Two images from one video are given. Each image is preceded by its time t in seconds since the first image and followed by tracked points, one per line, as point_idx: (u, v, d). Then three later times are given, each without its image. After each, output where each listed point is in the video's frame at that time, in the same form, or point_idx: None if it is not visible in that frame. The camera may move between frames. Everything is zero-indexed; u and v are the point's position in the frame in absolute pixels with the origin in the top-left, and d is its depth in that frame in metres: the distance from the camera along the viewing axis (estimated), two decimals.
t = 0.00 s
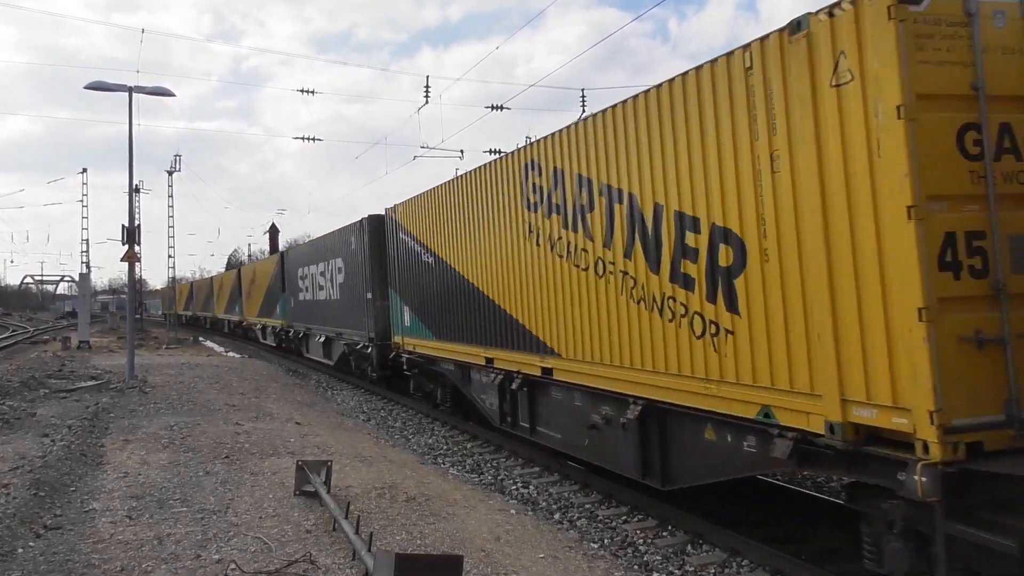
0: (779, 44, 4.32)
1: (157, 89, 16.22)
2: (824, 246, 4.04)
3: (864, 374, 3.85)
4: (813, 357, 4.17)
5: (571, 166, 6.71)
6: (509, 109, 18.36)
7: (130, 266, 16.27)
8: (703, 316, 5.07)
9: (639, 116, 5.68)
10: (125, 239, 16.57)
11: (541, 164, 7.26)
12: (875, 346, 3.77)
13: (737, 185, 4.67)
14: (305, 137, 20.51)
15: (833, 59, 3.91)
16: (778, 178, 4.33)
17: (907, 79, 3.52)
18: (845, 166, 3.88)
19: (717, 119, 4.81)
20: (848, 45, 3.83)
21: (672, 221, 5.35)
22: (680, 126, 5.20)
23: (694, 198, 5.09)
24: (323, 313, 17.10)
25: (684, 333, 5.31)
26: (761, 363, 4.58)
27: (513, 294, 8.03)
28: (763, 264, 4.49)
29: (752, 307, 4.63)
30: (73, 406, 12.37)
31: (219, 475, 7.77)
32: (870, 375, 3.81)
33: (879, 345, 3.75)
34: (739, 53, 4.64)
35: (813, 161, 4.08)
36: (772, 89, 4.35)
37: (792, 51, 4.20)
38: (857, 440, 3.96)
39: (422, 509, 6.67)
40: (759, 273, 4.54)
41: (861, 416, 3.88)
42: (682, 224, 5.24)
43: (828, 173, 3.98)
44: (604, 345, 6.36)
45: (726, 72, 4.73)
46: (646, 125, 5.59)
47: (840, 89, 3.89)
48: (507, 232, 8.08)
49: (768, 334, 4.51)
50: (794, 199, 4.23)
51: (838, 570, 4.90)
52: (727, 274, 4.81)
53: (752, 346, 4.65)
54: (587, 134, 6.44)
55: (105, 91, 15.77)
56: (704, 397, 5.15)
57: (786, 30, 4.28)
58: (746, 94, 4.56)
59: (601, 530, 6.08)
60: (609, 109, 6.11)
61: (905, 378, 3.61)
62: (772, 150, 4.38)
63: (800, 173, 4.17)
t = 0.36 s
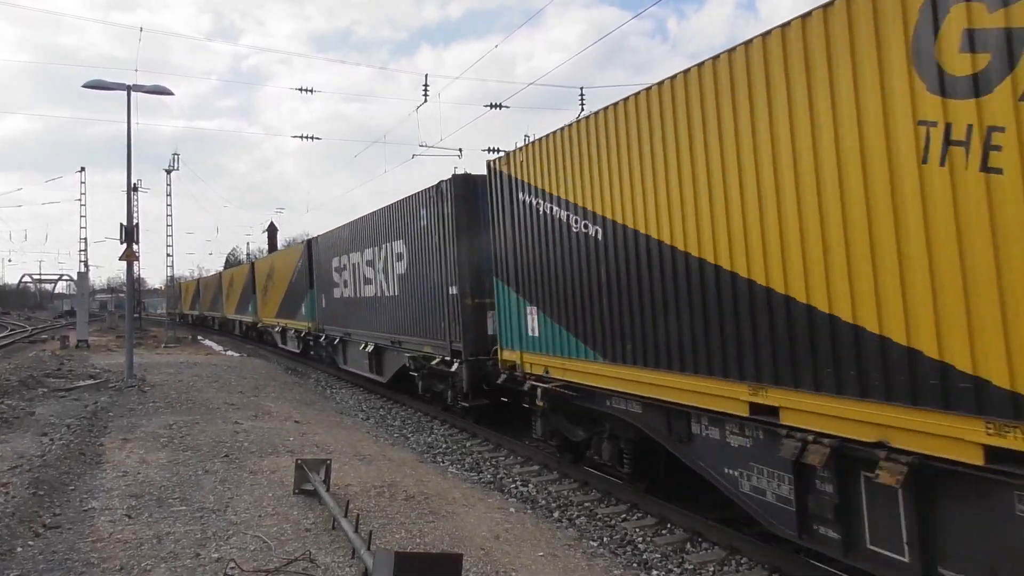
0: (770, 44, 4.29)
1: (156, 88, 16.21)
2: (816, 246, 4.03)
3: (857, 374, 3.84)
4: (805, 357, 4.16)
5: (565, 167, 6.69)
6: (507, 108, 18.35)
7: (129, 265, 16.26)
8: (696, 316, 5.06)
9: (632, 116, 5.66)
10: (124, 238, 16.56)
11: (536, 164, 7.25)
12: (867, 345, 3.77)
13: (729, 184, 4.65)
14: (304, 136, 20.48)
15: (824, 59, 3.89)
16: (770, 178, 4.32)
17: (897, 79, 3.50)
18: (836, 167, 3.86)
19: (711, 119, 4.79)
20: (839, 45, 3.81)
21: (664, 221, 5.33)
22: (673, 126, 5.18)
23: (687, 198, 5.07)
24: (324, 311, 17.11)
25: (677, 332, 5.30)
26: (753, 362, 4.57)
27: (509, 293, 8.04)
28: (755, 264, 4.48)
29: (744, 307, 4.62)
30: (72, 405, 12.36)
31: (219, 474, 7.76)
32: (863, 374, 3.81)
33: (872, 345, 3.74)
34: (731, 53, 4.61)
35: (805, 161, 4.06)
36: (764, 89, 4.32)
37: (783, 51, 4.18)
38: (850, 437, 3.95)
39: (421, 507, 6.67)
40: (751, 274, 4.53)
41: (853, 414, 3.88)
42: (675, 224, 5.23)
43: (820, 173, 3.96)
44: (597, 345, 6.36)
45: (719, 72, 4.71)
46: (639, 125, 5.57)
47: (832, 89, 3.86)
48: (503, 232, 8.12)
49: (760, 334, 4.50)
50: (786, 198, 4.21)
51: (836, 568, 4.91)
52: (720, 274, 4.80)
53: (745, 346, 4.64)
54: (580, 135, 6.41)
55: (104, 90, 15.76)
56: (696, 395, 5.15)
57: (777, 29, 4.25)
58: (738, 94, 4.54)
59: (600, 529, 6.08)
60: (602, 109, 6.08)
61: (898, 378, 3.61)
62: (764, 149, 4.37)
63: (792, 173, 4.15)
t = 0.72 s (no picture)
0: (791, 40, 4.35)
1: (156, 85, 16.20)
2: (835, 243, 4.08)
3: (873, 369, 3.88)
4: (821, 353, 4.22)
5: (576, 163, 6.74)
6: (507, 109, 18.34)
7: (128, 262, 16.24)
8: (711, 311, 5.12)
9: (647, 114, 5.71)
10: (122, 235, 16.54)
11: (544, 161, 7.29)
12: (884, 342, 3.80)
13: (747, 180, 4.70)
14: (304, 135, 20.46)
15: (844, 55, 3.95)
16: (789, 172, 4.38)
17: (910, 79, 3.58)
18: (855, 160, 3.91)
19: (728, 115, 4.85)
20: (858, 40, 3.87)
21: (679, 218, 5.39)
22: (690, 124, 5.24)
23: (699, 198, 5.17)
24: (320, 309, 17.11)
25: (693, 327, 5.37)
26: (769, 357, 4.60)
27: (513, 291, 8.06)
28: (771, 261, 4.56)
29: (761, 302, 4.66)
30: (70, 402, 12.35)
31: (216, 472, 7.76)
32: (877, 370, 3.84)
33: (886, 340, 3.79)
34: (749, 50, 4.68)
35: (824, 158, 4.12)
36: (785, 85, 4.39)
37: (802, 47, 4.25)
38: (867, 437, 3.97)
39: (419, 506, 6.67)
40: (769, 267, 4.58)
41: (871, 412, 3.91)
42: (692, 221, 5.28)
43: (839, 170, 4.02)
44: (607, 342, 6.41)
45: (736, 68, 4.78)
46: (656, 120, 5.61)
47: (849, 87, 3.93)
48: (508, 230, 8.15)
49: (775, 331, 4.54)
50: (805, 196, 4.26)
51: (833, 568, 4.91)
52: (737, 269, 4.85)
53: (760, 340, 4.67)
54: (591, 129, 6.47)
55: (104, 87, 15.74)
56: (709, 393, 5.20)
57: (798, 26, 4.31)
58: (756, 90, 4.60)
59: (597, 528, 6.08)
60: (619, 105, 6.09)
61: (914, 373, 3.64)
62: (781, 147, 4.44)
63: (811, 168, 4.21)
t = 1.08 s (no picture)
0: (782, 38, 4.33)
1: (153, 86, 16.18)
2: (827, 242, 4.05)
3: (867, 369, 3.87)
4: (814, 353, 4.19)
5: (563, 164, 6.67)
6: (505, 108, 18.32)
7: (126, 263, 16.23)
8: (699, 312, 5.07)
9: (636, 113, 5.65)
10: (120, 236, 16.54)
11: (532, 161, 7.23)
12: (879, 341, 3.80)
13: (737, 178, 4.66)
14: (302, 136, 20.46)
15: (838, 54, 3.94)
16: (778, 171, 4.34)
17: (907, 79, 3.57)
18: (848, 159, 3.89)
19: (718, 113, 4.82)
20: (853, 39, 3.86)
21: (665, 218, 5.32)
22: (678, 122, 5.19)
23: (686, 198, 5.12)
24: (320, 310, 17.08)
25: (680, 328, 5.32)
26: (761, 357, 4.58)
27: (502, 292, 7.97)
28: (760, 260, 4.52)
29: (752, 302, 4.63)
30: (68, 404, 12.33)
31: (214, 473, 7.75)
32: (872, 369, 3.85)
33: (882, 339, 3.78)
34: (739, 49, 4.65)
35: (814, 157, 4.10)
36: (775, 83, 4.36)
37: (794, 45, 4.23)
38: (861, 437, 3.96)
39: (417, 506, 6.68)
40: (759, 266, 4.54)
41: (867, 412, 3.90)
42: (679, 220, 5.22)
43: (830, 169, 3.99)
44: (596, 343, 6.33)
45: (727, 66, 4.75)
46: (643, 119, 5.55)
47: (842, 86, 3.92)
48: (496, 231, 8.07)
49: (768, 331, 4.51)
50: (795, 195, 4.23)
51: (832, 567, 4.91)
52: (726, 269, 4.80)
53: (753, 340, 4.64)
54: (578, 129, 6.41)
55: (102, 88, 15.73)
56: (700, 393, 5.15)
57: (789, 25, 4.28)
58: (747, 89, 4.58)
59: (596, 528, 6.09)
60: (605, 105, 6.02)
61: (911, 372, 3.64)
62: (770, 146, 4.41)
63: (802, 166, 4.18)
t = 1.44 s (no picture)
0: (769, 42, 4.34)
1: (152, 87, 16.19)
2: (813, 244, 4.08)
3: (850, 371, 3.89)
4: (799, 355, 4.22)
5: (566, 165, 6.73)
6: (505, 109, 18.34)
7: (126, 264, 16.25)
8: (693, 312, 5.12)
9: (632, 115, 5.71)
10: (120, 238, 16.54)
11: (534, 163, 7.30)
12: (861, 343, 3.81)
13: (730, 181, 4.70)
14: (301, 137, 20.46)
15: (820, 58, 3.95)
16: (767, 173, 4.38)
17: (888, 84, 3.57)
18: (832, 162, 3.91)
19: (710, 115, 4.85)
20: (834, 42, 3.87)
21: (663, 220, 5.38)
22: (673, 124, 5.23)
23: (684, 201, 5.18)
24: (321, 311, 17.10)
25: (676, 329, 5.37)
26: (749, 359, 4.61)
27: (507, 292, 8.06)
28: (751, 262, 4.56)
29: (742, 304, 4.66)
30: (68, 405, 12.34)
31: (213, 474, 7.76)
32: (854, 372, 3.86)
33: (864, 341, 3.79)
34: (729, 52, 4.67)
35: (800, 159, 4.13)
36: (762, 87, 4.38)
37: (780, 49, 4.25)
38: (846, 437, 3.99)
39: (417, 507, 6.68)
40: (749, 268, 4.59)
41: (850, 415, 3.92)
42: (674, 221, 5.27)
43: (816, 171, 4.02)
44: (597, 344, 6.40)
45: (718, 68, 4.77)
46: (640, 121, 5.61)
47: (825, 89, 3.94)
48: (502, 232, 8.16)
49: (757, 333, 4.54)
50: (783, 198, 4.27)
51: (831, 568, 4.92)
52: (718, 270, 4.85)
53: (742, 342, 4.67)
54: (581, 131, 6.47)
55: (101, 89, 15.74)
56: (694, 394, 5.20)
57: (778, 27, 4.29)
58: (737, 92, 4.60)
59: (595, 529, 6.10)
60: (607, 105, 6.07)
61: (891, 374, 3.66)
62: (759, 148, 4.44)
63: (790, 169, 4.21)
